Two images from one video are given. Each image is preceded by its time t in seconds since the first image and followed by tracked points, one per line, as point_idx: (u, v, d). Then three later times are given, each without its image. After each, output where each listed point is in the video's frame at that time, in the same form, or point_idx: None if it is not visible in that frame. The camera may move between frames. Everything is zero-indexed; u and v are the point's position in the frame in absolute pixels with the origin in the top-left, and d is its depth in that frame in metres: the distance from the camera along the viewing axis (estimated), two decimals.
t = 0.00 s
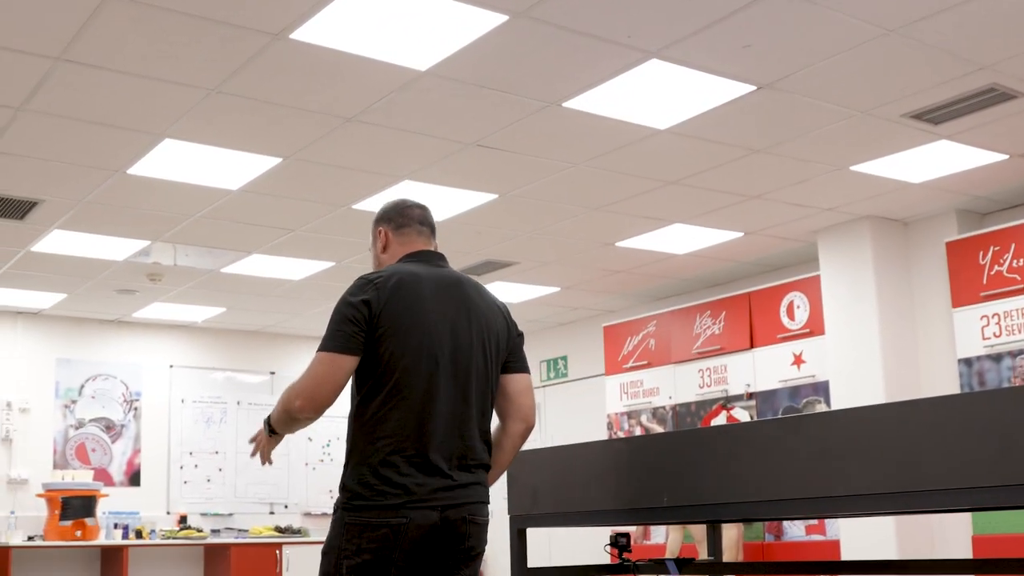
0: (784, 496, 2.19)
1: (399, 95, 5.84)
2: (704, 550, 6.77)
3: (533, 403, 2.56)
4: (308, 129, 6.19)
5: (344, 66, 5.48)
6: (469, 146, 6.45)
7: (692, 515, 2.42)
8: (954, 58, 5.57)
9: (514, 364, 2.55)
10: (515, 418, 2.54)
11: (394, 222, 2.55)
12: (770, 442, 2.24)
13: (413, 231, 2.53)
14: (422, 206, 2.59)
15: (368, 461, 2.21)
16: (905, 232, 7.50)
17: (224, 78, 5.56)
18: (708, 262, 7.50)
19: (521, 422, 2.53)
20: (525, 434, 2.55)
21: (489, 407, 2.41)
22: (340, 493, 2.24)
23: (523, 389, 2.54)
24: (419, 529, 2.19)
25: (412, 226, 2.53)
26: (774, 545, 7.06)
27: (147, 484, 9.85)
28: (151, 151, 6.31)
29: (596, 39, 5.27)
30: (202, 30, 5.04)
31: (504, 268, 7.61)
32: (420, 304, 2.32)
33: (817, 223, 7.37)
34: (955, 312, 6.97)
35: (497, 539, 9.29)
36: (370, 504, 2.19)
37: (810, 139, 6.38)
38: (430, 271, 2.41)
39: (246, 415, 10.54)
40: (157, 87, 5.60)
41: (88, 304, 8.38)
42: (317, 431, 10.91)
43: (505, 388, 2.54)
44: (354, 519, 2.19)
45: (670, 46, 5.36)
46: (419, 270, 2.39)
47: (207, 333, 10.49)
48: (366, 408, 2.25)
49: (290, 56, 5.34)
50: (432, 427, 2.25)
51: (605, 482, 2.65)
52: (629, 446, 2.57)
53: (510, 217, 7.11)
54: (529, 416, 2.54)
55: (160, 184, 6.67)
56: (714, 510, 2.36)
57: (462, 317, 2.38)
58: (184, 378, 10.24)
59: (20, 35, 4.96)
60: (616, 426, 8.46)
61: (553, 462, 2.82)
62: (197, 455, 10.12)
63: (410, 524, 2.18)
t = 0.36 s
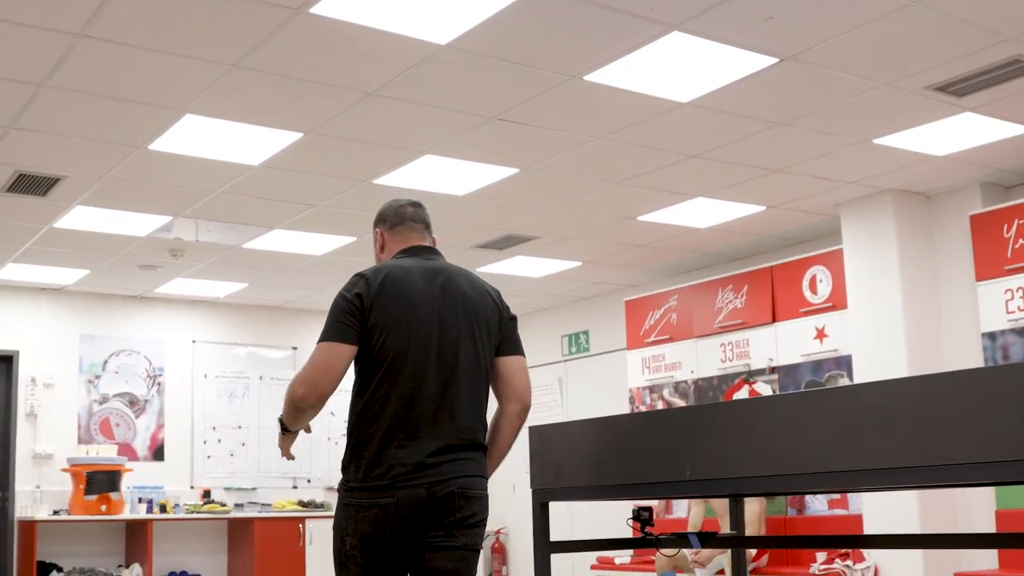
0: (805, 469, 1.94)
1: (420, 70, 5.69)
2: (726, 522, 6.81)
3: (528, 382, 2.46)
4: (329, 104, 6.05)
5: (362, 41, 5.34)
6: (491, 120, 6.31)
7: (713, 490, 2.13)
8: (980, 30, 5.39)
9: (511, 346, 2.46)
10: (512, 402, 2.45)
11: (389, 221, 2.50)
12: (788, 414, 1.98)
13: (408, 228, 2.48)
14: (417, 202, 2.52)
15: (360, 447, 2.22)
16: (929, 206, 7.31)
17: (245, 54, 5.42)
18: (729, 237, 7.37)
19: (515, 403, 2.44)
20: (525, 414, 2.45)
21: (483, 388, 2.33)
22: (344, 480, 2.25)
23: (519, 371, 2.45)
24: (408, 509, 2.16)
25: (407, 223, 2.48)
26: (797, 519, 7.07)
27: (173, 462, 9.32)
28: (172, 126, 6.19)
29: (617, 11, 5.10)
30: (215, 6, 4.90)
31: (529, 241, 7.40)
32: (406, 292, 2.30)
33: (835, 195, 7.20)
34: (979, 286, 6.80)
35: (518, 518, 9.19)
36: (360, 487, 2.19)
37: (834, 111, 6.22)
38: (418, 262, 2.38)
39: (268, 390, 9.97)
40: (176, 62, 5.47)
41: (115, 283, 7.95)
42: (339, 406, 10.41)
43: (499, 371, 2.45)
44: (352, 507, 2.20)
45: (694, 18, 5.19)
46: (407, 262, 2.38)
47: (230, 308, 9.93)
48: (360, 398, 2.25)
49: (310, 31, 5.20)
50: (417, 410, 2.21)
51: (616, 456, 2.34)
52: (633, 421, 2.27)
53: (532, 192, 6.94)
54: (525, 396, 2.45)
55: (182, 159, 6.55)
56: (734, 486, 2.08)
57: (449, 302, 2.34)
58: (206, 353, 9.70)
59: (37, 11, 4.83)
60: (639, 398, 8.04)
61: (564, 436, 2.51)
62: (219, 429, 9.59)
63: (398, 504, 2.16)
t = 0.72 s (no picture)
0: (821, 441, 1.72)
1: (449, 36, 5.34)
2: (753, 489, 6.78)
3: (502, 355, 2.47)
4: (355, 72, 5.74)
5: (386, 9, 5.02)
6: (518, 87, 5.98)
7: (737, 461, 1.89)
8: None
9: (488, 320, 2.47)
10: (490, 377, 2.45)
11: (367, 207, 2.51)
12: (810, 384, 1.75)
13: (386, 213, 2.49)
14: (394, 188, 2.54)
15: (340, 424, 2.26)
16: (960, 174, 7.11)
17: (271, 22, 5.11)
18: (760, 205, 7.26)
19: (490, 375, 2.45)
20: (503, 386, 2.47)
21: (459, 364, 2.36)
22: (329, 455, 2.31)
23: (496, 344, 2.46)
24: (386, 481, 2.21)
25: (385, 207, 2.49)
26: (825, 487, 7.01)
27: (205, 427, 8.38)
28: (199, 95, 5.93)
29: None
30: None
31: (558, 208, 7.35)
32: (382, 275, 2.33)
33: (868, 162, 6.97)
34: (1011, 252, 6.61)
35: (549, 486, 9.13)
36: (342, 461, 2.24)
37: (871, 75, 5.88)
38: (393, 246, 2.40)
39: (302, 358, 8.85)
40: (203, 30, 5.15)
41: (141, 250, 7.79)
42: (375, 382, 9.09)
43: (476, 346, 2.46)
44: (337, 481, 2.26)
45: None
46: (382, 247, 2.40)
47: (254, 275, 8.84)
48: (342, 376, 2.29)
49: None
50: (393, 388, 2.25)
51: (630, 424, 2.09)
52: (639, 388, 2.06)
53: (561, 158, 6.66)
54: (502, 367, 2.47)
55: (210, 127, 6.30)
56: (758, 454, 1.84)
57: (425, 283, 2.36)
58: (235, 321, 8.65)
59: None
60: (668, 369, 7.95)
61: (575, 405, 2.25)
62: (248, 397, 8.57)
63: (378, 475, 2.21)
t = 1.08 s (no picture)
0: (843, 410, 1.73)
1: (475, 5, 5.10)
2: (779, 461, 6.80)
3: (496, 329, 2.66)
4: (380, 42, 5.53)
5: None
6: (543, 56, 5.77)
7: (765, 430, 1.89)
8: None
9: (480, 297, 2.65)
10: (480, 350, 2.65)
11: (368, 189, 2.66)
12: (838, 355, 1.74)
13: (387, 196, 2.64)
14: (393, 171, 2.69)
15: (352, 394, 2.39)
16: (989, 143, 6.92)
17: None
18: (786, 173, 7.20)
19: (483, 347, 2.64)
20: (493, 358, 2.67)
21: (456, 339, 2.55)
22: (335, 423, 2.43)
23: (489, 318, 2.65)
24: (401, 446, 2.37)
25: (386, 190, 2.64)
26: (850, 458, 7.04)
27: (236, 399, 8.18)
28: (226, 65, 5.72)
29: None
30: None
31: (583, 177, 7.29)
32: (389, 255, 2.46)
33: (895, 131, 6.79)
34: None
35: (574, 455, 9.12)
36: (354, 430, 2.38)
37: (900, 42, 5.62)
38: (395, 227, 2.53)
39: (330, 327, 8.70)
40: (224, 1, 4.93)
41: (163, 221, 7.77)
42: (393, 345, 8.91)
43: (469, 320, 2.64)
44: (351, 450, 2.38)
45: None
46: (385, 228, 2.52)
47: (280, 246, 8.64)
48: (352, 350, 2.41)
49: None
50: (404, 361, 2.40)
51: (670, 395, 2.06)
52: (668, 358, 2.06)
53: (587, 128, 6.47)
54: (493, 341, 2.66)
55: (233, 97, 6.13)
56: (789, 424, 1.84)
57: (426, 261, 2.51)
58: (261, 292, 8.48)
59: None
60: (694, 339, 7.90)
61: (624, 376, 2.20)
62: (275, 366, 8.42)
63: (392, 442, 2.35)
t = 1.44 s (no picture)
0: (864, 382, 1.75)
1: None
2: (804, 435, 6.78)
3: (508, 321, 2.90)
4: (403, 15, 5.40)
5: None
6: (569, 28, 5.63)
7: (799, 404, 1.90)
8: None
9: (493, 291, 2.89)
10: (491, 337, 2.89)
11: (394, 182, 2.88)
12: (859, 331, 1.76)
13: (410, 188, 2.85)
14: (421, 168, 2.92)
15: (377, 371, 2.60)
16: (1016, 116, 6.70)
17: None
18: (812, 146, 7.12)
19: (495, 338, 2.88)
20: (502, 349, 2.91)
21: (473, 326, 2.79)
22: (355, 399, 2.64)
23: (502, 311, 2.89)
24: (421, 423, 2.58)
25: (409, 183, 2.85)
26: (875, 433, 7.03)
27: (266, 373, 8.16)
28: (250, 38, 5.64)
29: None
30: None
31: (608, 150, 7.24)
32: (416, 246, 2.68)
33: (921, 104, 6.65)
34: None
35: (598, 428, 9.12)
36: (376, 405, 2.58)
37: (927, 16, 5.44)
38: (421, 220, 2.74)
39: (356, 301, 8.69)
40: None
41: (188, 194, 7.77)
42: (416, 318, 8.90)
43: (483, 312, 2.87)
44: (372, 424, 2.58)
45: None
46: (411, 219, 2.74)
47: (305, 220, 8.60)
48: (377, 332, 2.63)
49: None
50: (427, 344, 2.62)
51: (702, 363, 2.07)
52: (694, 332, 2.08)
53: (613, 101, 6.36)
54: (505, 332, 2.90)
55: (259, 69, 6.04)
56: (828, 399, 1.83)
57: (448, 252, 2.74)
58: (287, 267, 8.46)
59: None
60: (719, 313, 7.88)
61: (658, 341, 2.18)
62: (300, 340, 8.42)
63: (414, 418, 2.57)
